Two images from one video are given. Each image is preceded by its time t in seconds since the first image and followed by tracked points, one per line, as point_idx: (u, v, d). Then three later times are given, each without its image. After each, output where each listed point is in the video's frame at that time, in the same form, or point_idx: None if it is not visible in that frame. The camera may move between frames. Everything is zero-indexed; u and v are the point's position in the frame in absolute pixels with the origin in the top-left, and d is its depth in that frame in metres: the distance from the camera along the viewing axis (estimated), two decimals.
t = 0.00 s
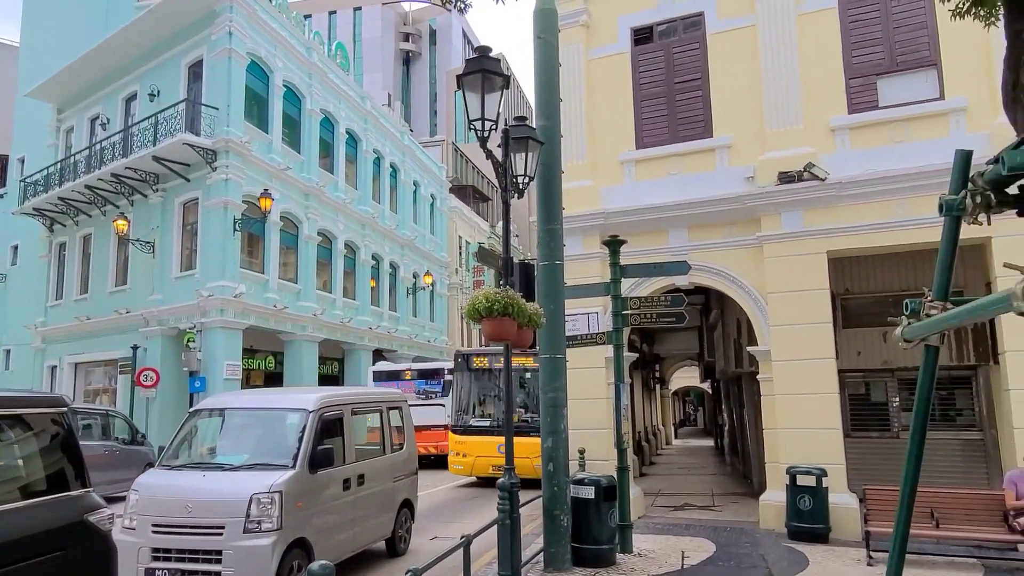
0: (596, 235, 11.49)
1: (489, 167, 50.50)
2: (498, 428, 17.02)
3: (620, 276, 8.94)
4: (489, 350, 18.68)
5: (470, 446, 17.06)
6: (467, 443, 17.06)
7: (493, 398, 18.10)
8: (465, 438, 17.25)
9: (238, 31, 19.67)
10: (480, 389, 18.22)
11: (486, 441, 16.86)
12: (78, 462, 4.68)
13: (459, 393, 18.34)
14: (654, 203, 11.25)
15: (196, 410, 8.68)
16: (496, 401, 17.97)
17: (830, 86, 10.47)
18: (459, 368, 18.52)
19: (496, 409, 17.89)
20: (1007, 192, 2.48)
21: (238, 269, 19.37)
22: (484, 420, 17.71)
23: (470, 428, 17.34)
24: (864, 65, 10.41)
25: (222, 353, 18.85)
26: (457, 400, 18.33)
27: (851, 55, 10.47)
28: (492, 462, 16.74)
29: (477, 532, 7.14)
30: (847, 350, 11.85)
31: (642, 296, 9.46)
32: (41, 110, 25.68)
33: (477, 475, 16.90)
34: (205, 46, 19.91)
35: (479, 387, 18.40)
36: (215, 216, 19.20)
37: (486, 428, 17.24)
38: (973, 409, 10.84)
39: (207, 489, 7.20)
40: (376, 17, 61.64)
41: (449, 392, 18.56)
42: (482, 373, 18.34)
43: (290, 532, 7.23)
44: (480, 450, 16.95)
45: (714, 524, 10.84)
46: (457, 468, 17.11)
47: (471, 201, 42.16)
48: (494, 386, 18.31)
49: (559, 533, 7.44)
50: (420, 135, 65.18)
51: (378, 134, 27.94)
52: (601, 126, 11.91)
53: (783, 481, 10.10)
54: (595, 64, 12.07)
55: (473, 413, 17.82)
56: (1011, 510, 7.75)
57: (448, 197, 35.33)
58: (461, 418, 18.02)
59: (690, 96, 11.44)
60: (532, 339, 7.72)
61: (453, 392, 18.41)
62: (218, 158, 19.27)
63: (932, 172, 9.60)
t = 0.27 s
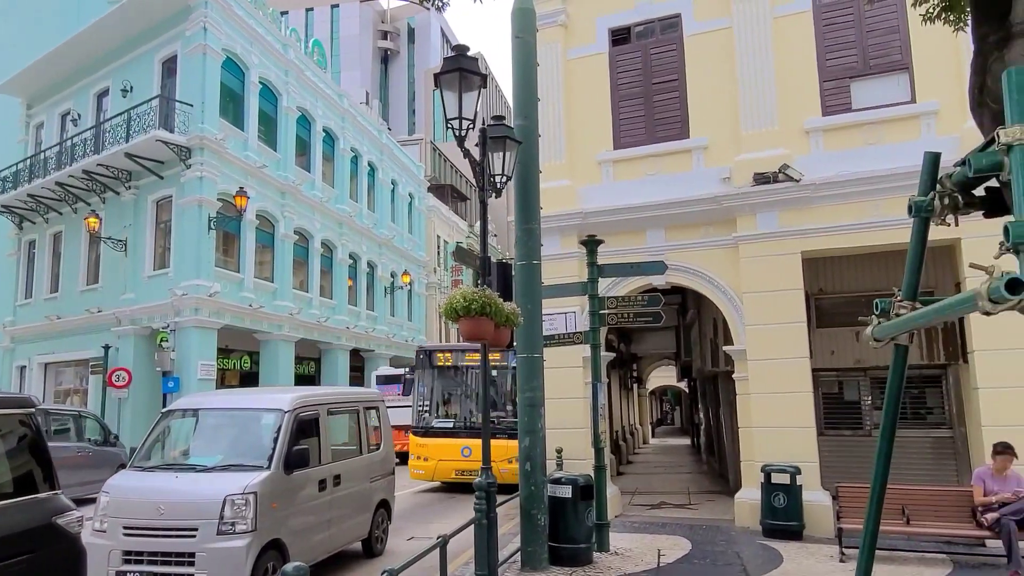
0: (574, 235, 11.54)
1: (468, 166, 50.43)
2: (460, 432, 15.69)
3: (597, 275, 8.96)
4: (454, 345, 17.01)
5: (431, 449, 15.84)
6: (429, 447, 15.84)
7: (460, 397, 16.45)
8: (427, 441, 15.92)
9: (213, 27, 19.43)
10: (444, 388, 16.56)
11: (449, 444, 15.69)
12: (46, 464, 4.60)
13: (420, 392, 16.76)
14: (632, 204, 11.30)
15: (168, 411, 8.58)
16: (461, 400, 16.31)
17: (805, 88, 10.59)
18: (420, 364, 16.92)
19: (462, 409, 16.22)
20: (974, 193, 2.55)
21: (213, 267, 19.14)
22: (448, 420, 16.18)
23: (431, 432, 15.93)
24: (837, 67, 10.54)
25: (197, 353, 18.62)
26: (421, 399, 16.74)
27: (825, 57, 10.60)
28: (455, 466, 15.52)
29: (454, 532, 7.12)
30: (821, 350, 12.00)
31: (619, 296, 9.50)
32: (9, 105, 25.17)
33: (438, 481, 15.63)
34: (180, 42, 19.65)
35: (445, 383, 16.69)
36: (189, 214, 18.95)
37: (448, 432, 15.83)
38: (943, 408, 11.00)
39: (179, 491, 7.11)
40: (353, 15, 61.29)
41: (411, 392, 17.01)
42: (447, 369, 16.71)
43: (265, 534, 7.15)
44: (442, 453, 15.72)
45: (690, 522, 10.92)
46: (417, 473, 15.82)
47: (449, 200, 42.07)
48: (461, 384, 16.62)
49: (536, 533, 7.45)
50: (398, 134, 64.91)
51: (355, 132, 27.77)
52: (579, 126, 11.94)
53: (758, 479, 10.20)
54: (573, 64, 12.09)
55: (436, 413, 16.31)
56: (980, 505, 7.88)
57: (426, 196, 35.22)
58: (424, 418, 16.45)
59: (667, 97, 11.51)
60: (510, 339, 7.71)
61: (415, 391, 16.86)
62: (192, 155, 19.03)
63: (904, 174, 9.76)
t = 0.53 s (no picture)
0: (555, 234, 11.56)
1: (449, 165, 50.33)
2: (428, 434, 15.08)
3: (577, 275, 8.98)
4: (420, 340, 16.15)
5: (394, 450, 15.14)
6: (391, 448, 15.16)
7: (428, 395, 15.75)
8: (390, 443, 15.28)
9: (190, 22, 19.22)
10: (411, 385, 15.85)
11: (413, 446, 14.99)
12: (18, 466, 4.52)
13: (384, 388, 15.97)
14: (612, 203, 11.35)
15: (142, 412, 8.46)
16: (429, 398, 15.66)
17: (783, 90, 10.70)
18: (383, 361, 16.15)
19: (429, 408, 15.60)
20: (947, 194, 2.58)
21: (190, 266, 18.93)
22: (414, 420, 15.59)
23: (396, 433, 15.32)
24: (815, 69, 10.66)
25: (173, 351, 18.41)
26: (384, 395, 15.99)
27: (803, 60, 10.71)
28: (418, 470, 14.84)
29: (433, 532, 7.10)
30: (797, 349, 12.11)
31: (599, 295, 9.53)
32: None
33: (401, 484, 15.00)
34: (156, 37, 19.40)
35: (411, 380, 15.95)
36: (166, 212, 18.72)
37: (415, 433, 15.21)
38: (917, 406, 11.17)
39: (154, 492, 7.02)
40: (334, 12, 60.91)
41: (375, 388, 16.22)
42: (415, 365, 15.94)
43: (242, 535, 7.09)
44: (405, 455, 15.03)
45: (669, 520, 10.99)
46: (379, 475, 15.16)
47: (430, 199, 41.97)
48: (429, 381, 15.91)
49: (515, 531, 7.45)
50: (379, 132, 64.62)
51: (335, 130, 27.60)
52: (559, 125, 11.96)
53: (736, 477, 10.28)
54: (554, 64, 12.11)
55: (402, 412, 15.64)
56: (952, 502, 8.01)
57: (407, 195, 35.09)
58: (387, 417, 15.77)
59: (647, 97, 11.56)
60: (490, 338, 7.71)
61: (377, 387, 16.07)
62: (169, 152, 18.80)
63: (879, 176, 9.89)
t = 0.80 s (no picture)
0: (537, 232, 11.57)
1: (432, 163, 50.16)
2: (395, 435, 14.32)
3: (559, 273, 8.99)
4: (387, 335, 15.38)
5: (361, 452, 14.34)
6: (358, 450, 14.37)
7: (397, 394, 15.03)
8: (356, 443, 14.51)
9: (170, 17, 19.01)
10: (379, 383, 15.13)
11: (380, 448, 14.17)
12: None
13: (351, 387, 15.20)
14: (595, 202, 11.37)
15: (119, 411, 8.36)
16: (399, 396, 14.95)
17: (764, 90, 10.78)
18: (348, 358, 15.35)
19: (399, 406, 14.88)
20: (923, 193, 2.60)
21: (169, 263, 18.73)
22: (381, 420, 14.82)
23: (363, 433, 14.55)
24: (796, 70, 10.74)
25: (152, 350, 18.20)
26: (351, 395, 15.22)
27: (784, 60, 10.79)
28: (387, 473, 14.03)
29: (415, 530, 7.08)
30: (777, 347, 12.19)
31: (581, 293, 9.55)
32: None
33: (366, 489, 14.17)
34: (135, 32, 19.17)
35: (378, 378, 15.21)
36: (145, 209, 18.49)
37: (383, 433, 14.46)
38: (895, 404, 11.32)
39: (132, 492, 6.93)
40: (316, 8, 60.45)
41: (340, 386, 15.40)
42: (382, 362, 15.23)
43: (221, 535, 7.02)
44: (373, 458, 14.22)
45: (650, 518, 11.04)
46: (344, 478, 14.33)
47: (413, 197, 41.78)
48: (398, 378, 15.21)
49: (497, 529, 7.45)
50: (361, 130, 64.23)
51: (317, 127, 27.42)
52: (542, 124, 11.96)
53: (717, 474, 10.35)
54: (537, 62, 12.10)
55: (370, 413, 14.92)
56: (928, 498, 8.12)
57: (389, 193, 34.95)
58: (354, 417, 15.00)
59: (629, 97, 11.60)
60: (472, 336, 7.69)
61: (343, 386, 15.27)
62: (148, 148, 18.58)
63: (859, 176, 9.99)
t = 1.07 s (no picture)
0: (522, 231, 11.57)
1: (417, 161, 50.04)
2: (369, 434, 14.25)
3: (544, 271, 8.98)
4: (360, 330, 15.14)
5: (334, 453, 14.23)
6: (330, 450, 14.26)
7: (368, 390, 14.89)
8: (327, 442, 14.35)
9: (151, 12, 18.81)
10: (351, 379, 14.96)
11: (352, 449, 14.11)
12: None
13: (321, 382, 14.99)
14: (580, 200, 11.39)
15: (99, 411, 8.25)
16: (371, 393, 14.80)
17: (747, 89, 10.84)
18: (318, 353, 15.10)
19: (371, 404, 14.76)
20: (905, 192, 2.61)
21: (150, 261, 18.53)
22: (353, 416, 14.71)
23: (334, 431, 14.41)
24: (779, 70, 10.81)
25: (133, 348, 18.01)
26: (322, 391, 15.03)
27: (767, 60, 10.86)
28: (358, 474, 13.97)
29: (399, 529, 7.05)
30: (760, 345, 12.27)
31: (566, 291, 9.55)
32: None
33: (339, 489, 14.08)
34: (116, 26, 18.94)
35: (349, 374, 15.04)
36: (125, 205, 18.28)
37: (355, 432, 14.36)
38: (875, 402, 11.45)
39: (112, 492, 6.85)
40: (300, 5, 60.08)
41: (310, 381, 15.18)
42: (353, 358, 15.01)
43: (203, 534, 6.96)
44: (346, 458, 14.12)
45: (635, 515, 11.08)
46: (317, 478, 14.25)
47: (397, 195, 41.66)
48: (371, 374, 15.02)
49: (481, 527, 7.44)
50: (345, 127, 63.93)
51: (301, 124, 27.24)
52: (527, 122, 11.95)
53: (701, 472, 10.41)
54: (523, 60, 12.09)
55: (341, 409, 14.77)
56: (909, 494, 8.21)
57: (374, 191, 34.81)
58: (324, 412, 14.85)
59: (614, 95, 11.62)
60: (457, 335, 7.67)
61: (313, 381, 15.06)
62: (129, 144, 18.36)
63: (841, 175, 10.07)
